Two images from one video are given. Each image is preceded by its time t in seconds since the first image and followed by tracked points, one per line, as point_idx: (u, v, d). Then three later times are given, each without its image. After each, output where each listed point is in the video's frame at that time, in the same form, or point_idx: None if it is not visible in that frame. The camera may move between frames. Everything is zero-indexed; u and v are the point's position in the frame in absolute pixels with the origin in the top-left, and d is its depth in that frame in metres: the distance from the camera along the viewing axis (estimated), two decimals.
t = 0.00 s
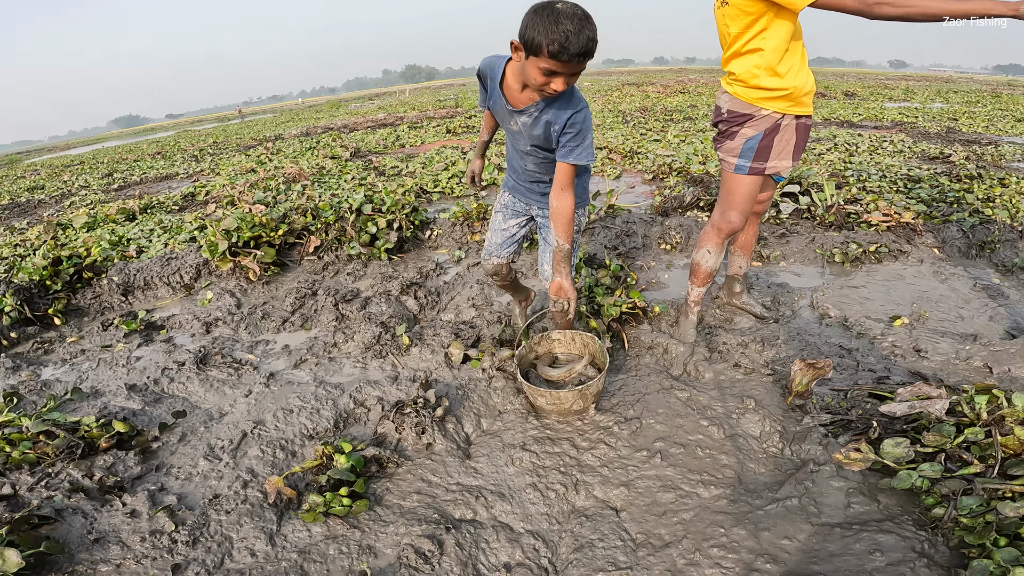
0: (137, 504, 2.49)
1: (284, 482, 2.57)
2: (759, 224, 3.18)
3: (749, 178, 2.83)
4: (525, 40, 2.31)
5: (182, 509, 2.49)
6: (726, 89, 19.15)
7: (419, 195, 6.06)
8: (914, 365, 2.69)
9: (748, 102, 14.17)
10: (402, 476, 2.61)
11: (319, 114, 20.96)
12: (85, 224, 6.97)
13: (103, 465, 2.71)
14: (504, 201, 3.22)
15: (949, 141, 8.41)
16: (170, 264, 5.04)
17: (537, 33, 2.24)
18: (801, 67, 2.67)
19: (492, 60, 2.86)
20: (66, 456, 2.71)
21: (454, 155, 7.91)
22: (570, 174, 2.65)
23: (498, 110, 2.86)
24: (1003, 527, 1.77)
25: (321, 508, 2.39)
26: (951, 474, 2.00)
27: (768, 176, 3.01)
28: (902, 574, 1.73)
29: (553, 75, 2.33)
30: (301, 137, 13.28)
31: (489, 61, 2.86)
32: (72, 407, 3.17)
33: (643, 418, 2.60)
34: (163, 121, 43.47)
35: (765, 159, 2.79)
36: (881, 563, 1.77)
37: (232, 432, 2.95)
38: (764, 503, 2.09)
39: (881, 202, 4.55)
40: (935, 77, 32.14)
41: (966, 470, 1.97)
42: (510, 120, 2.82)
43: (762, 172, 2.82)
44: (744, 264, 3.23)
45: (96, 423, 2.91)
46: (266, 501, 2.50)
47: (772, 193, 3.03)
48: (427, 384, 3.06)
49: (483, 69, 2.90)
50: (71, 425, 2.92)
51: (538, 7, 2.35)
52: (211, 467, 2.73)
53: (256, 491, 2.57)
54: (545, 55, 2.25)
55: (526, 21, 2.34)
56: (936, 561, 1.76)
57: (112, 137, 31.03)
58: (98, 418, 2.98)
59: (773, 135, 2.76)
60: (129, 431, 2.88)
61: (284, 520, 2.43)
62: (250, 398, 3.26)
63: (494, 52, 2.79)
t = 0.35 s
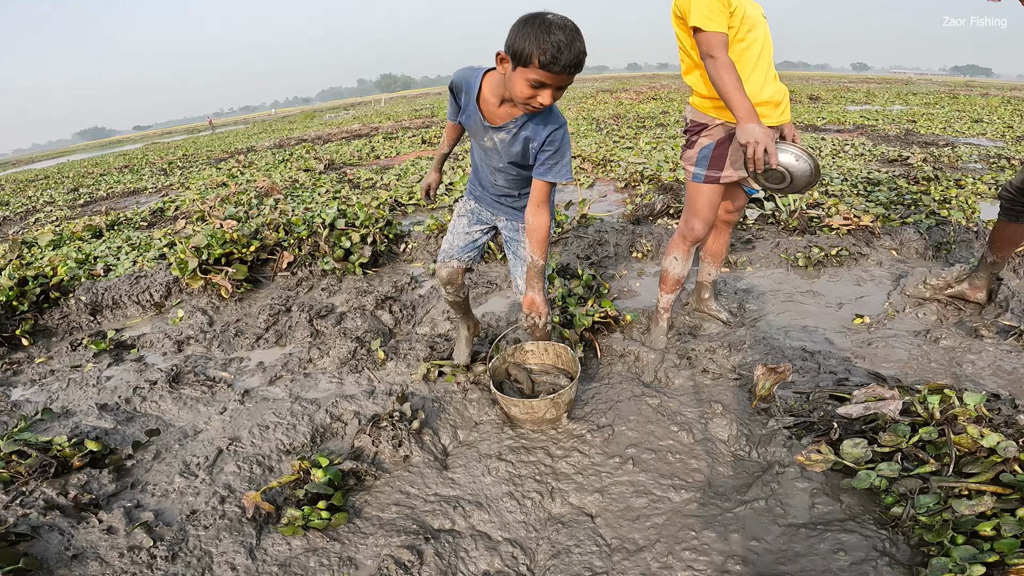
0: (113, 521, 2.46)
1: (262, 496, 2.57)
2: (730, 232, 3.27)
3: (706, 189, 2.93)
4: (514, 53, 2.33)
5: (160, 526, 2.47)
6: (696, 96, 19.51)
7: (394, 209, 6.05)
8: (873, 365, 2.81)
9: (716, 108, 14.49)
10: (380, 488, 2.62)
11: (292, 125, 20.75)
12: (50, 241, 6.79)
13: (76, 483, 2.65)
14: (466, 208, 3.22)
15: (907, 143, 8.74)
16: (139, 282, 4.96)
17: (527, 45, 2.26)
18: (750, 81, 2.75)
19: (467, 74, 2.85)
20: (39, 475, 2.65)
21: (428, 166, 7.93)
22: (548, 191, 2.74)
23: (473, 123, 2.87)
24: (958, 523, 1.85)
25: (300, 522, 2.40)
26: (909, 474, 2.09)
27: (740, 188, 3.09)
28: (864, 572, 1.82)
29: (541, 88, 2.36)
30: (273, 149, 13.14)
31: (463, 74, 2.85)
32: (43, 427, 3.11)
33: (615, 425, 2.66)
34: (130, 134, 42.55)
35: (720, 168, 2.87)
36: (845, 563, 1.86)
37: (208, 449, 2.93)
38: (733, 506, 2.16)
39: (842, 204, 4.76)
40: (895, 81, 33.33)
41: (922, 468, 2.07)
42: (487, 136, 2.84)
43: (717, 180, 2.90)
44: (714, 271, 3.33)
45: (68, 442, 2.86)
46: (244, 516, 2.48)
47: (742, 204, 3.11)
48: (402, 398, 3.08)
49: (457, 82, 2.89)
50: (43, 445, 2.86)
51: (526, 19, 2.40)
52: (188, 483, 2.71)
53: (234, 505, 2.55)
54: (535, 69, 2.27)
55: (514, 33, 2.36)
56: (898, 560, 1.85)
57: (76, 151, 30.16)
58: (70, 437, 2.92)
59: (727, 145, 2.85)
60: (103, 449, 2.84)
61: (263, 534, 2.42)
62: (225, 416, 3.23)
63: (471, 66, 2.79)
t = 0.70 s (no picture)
0: (126, 543, 2.48)
1: (272, 515, 2.60)
2: (723, 245, 3.37)
3: (697, 203, 3.02)
4: (544, 121, 2.29)
5: (172, 546, 2.49)
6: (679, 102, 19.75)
7: (387, 224, 6.07)
8: (863, 373, 2.91)
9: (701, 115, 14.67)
10: (389, 505, 2.66)
11: (278, 136, 20.63)
12: (38, 260, 6.71)
13: (85, 505, 2.66)
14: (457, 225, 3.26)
15: (888, 148, 8.94)
16: (132, 302, 4.93)
17: (563, 114, 2.24)
18: (727, 93, 2.82)
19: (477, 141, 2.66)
20: (47, 497, 2.66)
21: (419, 178, 7.95)
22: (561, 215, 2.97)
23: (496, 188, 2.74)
24: (954, 527, 1.94)
25: (312, 540, 2.44)
26: (904, 479, 2.17)
27: (732, 202, 3.18)
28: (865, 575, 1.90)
29: (570, 152, 2.36)
30: (260, 161, 13.08)
31: (472, 143, 2.64)
32: (46, 449, 3.11)
33: (617, 437, 2.73)
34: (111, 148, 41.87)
35: (709, 183, 2.97)
36: (848, 567, 1.93)
37: (214, 469, 2.95)
38: (735, 514, 2.24)
39: (828, 212, 4.88)
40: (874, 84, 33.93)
41: (915, 473, 2.16)
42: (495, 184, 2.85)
43: (706, 195, 3.00)
44: (708, 283, 3.42)
45: (74, 464, 2.87)
46: (256, 535, 2.51)
47: (735, 219, 3.19)
48: (406, 416, 3.13)
49: (475, 157, 2.63)
50: (47, 467, 2.87)
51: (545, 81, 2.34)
52: (197, 504, 2.72)
53: (245, 525, 2.58)
54: (571, 137, 2.27)
55: (541, 99, 2.30)
56: (898, 562, 1.92)
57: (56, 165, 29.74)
58: (75, 459, 2.93)
59: (716, 161, 2.95)
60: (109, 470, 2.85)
61: (276, 553, 2.46)
62: (229, 435, 3.25)
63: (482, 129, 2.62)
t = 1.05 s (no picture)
0: (129, 556, 2.51)
1: (273, 528, 2.63)
2: (710, 253, 3.44)
3: (679, 214, 3.10)
4: (562, 140, 2.28)
5: (175, 560, 2.51)
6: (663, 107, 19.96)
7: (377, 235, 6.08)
8: (846, 377, 3.00)
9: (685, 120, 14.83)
10: (388, 515, 2.70)
11: (264, 145, 20.51)
12: (24, 276, 6.64)
13: (86, 519, 2.68)
14: (438, 272, 2.91)
15: (868, 151, 9.12)
16: (123, 318, 4.91)
17: (581, 137, 2.26)
18: (705, 105, 2.90)
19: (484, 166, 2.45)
20: (47, 512, 2.67)
21: (408, 188, 7.98)
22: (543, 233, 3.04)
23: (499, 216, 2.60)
24: (936, 527, 2.01)
25: (313, 552, 2.47)
26: (887, 481, 2.25)
27: (715, 211, 3.25)
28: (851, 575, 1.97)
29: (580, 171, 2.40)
30: (247, 171, 13.02)
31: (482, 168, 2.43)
32: (42, 465, 3.12)
33: (610, 445, 2.79)
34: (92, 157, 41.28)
35: (689, 194, 3.06)
36: (834, 567, 2.01)
37: (213, 482, 2.97)
38: (726, 517, 2.31)
39: (811, 217, 4.99)
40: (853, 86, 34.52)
41: (897, 475, 2.25)
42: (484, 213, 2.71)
43: (687, 206, 3.09)
44: (696, 290, 3.52)
45: (72, 479, 2.89)
46: (258, 548, 2.55)
47: (720, 227, 3.26)
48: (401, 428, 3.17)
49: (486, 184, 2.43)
50: (46, 483, 2.89)
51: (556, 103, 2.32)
52: (197, 517, 2.75)
53: (246, 538, 2.61)
54: (587, 157, 2.31)
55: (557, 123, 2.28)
56: (883, 562, 2.00)
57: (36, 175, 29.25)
58: (73, 475, 2.95)
59: (695, 172, 3.04)
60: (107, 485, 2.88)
61: (277, 565, 2.48)
62: (226, 449, 3.27)
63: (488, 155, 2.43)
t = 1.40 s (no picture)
0: (113, 563, 2.50)
1: (255, 534, 2.62)
2: (685, 257, 3.48)
3: (655, 220, 3.13)
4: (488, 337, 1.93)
5: (159, 566, 2.50)
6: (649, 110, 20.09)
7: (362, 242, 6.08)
8: (820, 378, 3.05)
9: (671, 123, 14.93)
10: (370, 520, 2.69)
11: (251, 151, 20.38)
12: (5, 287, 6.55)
13: (70, 527, 2.64)
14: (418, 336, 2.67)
15: (848, 152, 9.24)
16: (105, 328, 4.85)
17: (516, 351, 1.85)
18: (679, 111, 2.95)
19: (440, 315, 2.08)
20: (31, 521, 2.63)
21: (394, 195, 7.97)
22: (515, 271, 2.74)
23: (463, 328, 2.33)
24: (901, 528, 2.06)
25: (295, 557, 2.46)
26: (855, 482, 2.30)
27: (690, 216, 3.29)
28: None
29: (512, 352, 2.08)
30: (233, 178, 12.93)
31: (441, 318, 2.09)
32: (26, 474, 3.09)
33: (589, 450, 2.82)
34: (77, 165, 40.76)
35: (664, 200, 3.10)
36: (805, 568, 2.05)
37: (196, 489, 2.96)
38: (701, 519, 2.34)
39: (790, 220, 5.06)
40: (837, 86, 34.95)
41: (865, 476, 2.30)
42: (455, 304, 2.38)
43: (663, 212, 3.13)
44: (674, 294, 3.55)
45: (56, 488, 2.84)
46: (241, 553, 2.54)
47: (695, 232, 3.30)
48: (383, 435, 3.18)
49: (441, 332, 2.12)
50: (29, 492, 2.83)
51: (505, 308, 1.81)
52: (181, 523, 2.74)
53: (229, 544, 2.61)
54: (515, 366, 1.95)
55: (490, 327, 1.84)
56: (851, 563, 2.04)
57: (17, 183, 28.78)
58: (56, 484, 2.90)
59: (670, 177, 3.08)
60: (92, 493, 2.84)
61: (260, 572, 2.48)
62: (209, 458, 3.26)
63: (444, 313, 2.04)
